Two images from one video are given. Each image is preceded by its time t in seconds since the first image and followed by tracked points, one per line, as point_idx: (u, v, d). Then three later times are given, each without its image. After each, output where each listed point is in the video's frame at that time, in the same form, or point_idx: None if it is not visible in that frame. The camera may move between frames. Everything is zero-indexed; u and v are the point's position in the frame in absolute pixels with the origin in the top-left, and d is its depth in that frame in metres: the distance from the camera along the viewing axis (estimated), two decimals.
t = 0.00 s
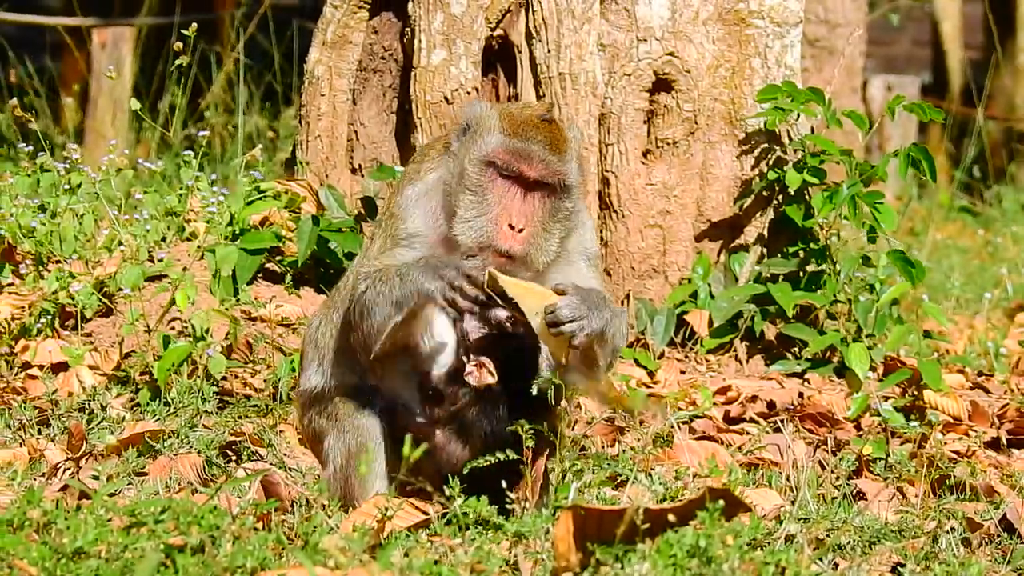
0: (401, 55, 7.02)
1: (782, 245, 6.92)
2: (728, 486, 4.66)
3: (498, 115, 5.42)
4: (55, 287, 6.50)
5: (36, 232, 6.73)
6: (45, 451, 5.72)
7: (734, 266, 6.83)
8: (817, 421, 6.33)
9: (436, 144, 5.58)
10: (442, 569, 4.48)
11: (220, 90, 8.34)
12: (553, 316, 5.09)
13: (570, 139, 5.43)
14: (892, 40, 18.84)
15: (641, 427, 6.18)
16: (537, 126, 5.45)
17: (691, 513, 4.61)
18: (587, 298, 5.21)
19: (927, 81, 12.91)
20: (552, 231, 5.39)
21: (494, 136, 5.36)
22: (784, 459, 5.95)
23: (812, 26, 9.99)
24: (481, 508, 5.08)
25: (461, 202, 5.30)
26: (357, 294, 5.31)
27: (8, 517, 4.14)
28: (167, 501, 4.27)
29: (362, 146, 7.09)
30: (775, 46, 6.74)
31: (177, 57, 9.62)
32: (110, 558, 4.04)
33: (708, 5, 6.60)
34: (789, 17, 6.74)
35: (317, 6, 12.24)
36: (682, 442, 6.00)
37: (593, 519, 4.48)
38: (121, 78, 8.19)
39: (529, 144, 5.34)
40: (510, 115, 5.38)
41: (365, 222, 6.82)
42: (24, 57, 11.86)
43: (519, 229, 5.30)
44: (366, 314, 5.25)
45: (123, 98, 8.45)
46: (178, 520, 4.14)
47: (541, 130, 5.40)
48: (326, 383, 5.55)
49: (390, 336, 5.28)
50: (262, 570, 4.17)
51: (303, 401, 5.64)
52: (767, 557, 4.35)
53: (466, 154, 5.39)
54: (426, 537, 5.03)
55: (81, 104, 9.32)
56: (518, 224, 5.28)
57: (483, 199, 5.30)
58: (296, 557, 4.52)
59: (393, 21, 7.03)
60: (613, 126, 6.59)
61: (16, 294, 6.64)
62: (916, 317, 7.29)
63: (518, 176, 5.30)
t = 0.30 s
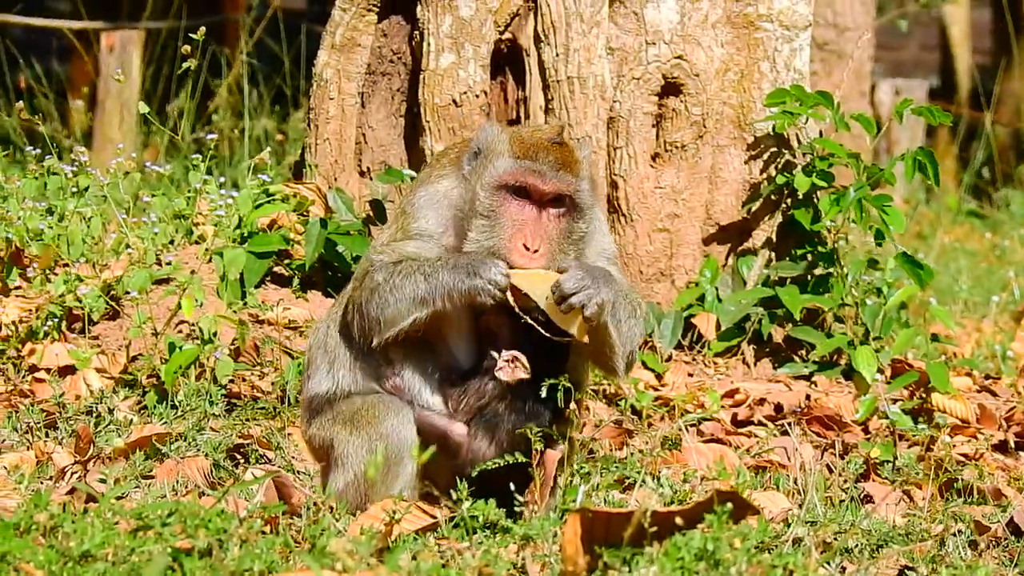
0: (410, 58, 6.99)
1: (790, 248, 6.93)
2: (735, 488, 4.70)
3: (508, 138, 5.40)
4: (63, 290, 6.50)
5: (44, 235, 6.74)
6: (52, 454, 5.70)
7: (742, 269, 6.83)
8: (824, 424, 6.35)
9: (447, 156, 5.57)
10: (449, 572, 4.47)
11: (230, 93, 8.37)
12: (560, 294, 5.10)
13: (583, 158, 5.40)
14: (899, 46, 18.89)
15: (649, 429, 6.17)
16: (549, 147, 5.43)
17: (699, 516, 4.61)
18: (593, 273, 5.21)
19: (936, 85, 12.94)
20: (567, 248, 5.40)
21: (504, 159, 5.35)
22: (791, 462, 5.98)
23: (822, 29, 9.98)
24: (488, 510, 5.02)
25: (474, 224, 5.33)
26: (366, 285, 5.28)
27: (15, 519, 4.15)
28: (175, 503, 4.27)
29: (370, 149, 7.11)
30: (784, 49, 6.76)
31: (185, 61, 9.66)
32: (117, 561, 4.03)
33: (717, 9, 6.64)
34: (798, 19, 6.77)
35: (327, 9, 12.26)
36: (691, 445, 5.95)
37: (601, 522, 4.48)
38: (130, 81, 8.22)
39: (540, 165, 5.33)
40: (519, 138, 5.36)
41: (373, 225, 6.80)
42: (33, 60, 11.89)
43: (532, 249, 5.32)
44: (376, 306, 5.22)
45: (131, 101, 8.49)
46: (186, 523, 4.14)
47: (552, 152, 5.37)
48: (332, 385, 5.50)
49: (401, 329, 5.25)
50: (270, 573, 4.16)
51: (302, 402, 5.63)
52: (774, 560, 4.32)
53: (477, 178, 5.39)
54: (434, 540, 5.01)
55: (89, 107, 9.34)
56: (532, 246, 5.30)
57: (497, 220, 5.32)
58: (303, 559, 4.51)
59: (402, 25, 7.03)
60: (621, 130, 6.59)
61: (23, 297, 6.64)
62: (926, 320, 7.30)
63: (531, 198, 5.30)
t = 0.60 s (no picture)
0: (412, 65, 7.06)
1: (792, 253, 6.93)
2: (739, 493, 4.75)
3: (507, 154, 5.37)
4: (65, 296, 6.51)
5: (47, 241, 6.77)
6: (55, 460, 5.70)
7: (745, 276, 6.84)
8: (827, 431, 6.34)
9: (446, 167, 5.56)
10: None
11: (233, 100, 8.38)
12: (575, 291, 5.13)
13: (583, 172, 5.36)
14: (902, 52, 18.91)
15: (651, 436, 6.19)
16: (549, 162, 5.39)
17: (702, 522, 4.61)
18: (603, 271, 5.28)
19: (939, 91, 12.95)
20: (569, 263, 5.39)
21: (504, 177, 5.33)
22: (795, 467, 5.94)
23: (823, 35, 10.00)
24: (492, 515, 5.02)
25: (475, 241, 5.33)
26: (370, 305, 5.29)
27: (18, 525, 4.16)
28: (178, 510, 4.28)
29: (373, 155, 7.15)
30: (786, 55, 6.76)
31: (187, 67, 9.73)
32: (121, 567, 4.03)
33: (718, 15, 6.63)
34: (801, 26, 6.75)
35: (329, 15, 12.28)
36: (693, 451, 5.96)
37: (604, 528, 4.48)
38: (132, 88, 8.29)
39: (540, 182, 5.30)
40: (519, 154, 5.33)
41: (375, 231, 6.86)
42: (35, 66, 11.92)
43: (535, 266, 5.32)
44: (382, 326, 5.26)
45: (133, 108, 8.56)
46: (189, 529, 4.15)
47: (552, 168, 5.34)
48: (333, 405, 5.51)
49: (406, 346, 5.29)
50: None
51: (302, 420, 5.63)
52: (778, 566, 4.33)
53: (476, 195, 5.39)
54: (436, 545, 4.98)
55: (92, 114, 9.35)
56: (533, 264, 5.30)
57: (497, 237, 5.31)
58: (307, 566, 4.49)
59: (404, 31, 7.07)
60: (624, 136, 6.63)
61: (26, 303, 6.65)
62: (928, 327, 7.31)
63: (531, 216, 5.29)
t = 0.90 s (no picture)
0: (413, 71, 7.07)
1: (793, 257, 6.94)
2: (739, 497, 4.69)
3: (505, 155, 5.35)
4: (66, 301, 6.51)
5: (46, 247, 6.76)
6: (55, 465, 5.69)
7: (746, 280, 6.84)
8: (828, 435, 6.36)
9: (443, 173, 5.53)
10: None
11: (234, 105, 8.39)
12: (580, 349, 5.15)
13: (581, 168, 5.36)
14: (902, 56, 18.93)
15: (652, 440, 6.15)
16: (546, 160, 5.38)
17: (704, 525, 4.61)
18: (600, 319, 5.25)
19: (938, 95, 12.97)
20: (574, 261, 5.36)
21: (506, 179, 5.31)
22: (796, 472, 5.95)
23: (823, 40, 9.99)
24: (493, 520, 4.98)
25: (480, 245, 5.30)
26: (379, 345, 5.25)
27: (19, 531, 4.15)
28: (179, 515, 4.27)
29: (374, 160, 7.16)
30: (787, 60, 6.77)
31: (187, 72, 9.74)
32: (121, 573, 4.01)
33: (719, 20, 6.64)
34: (801, 30, 6.76)
35: (330, 21, 12.29)
36: (694, 455, 5.96)
37: (604, 533, 4.49)
38: (132, 94, 8.30)
39: (540, 183, 5.29)
40: (518, 154, 5.31)
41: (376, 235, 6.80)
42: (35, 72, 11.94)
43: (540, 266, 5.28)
44: (391, 369, 5.23)
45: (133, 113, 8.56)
46: (189, 534, 4.16)
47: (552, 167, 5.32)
48: (340, 425, 5.51)
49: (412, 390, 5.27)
50: None
51: (301, 439, 5.62)
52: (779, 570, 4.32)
53: (478, 198, 5.36)
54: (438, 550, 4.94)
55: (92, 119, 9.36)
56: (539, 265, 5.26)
57: (500, 239, 5.30)
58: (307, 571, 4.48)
59: (405, 36, 7.06)
60: (625, 140, 6.64)
61: (26, 309, 6.65)
62: (929, 331, 7.32)
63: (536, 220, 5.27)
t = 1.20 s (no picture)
0: (412, 72, 7.05)
1: (792, 259, 6.94)
2: (738, 499, 4.66)
3: (503, 150, 5.30)
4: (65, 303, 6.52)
5: (46, 249, 6.76)
6: (55, 468, 5.69)
7: (745, 282, 6.84)
8: (827, 437, 6.35)
9: (434, 175, 5.52)
10: None
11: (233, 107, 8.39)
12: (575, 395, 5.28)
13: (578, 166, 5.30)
14: (902, 58, 18.92)
15: (652, 442, 6.14)
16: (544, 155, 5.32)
17: (703, 528, 4.61)
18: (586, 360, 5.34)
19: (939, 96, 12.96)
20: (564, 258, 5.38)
21: (503, 176, 5.27)
22: (795, 474, 5.95)
23: (823, 41, 9.97)
24: (492, 521, 4.99)
25: (476, 241, 5.29)
26: (384, 364, 5.25)
27: (18, 533, 4.15)
28: (179, 517, 4.28)
29: (373, 162, 7.14)
30: (786, 61, 6.77)
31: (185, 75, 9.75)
32: None
33: (718, 21, 6.65)
34: (800, 32, 6.76)
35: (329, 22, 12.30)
36: (693, 458, 5.96)
37: (604, 535, 4.48)
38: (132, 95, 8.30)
39: (537, 183, 5.23)
40: (515, 150, 5.25)
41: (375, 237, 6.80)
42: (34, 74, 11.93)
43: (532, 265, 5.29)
44: (395, 389, 5.23)
45: (133, 114, 8.56)
46: (189, 536, 4.15)
47: (550, 165, 5.26)
48: (336, 432, 5.52)
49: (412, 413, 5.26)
50: None
51: (292, 450, 5.64)
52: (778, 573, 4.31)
53: (474, 193, 5.33)
54: (437, 552, 4.94)
55: (92, 121, 9.36)
56: (532, 265, 5.27)
57: (494, 236, 5.28)
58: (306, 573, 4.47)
59: (404, 38, 7.05)
60: (624, 142, 6.63)
61: (26, 310, 6.64)
62: (928, 333, 7.32)
63: (532, 220, 5.25)
